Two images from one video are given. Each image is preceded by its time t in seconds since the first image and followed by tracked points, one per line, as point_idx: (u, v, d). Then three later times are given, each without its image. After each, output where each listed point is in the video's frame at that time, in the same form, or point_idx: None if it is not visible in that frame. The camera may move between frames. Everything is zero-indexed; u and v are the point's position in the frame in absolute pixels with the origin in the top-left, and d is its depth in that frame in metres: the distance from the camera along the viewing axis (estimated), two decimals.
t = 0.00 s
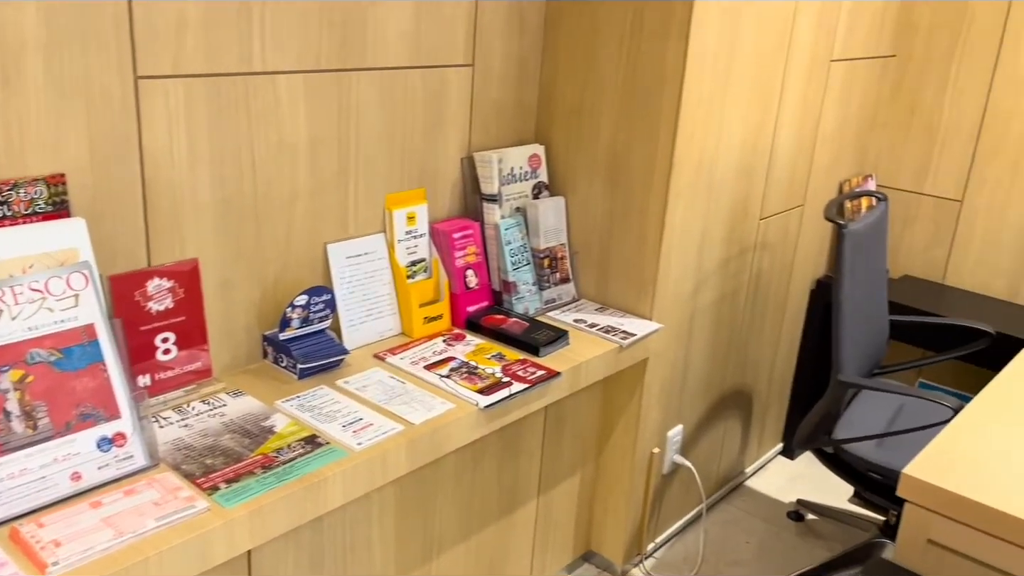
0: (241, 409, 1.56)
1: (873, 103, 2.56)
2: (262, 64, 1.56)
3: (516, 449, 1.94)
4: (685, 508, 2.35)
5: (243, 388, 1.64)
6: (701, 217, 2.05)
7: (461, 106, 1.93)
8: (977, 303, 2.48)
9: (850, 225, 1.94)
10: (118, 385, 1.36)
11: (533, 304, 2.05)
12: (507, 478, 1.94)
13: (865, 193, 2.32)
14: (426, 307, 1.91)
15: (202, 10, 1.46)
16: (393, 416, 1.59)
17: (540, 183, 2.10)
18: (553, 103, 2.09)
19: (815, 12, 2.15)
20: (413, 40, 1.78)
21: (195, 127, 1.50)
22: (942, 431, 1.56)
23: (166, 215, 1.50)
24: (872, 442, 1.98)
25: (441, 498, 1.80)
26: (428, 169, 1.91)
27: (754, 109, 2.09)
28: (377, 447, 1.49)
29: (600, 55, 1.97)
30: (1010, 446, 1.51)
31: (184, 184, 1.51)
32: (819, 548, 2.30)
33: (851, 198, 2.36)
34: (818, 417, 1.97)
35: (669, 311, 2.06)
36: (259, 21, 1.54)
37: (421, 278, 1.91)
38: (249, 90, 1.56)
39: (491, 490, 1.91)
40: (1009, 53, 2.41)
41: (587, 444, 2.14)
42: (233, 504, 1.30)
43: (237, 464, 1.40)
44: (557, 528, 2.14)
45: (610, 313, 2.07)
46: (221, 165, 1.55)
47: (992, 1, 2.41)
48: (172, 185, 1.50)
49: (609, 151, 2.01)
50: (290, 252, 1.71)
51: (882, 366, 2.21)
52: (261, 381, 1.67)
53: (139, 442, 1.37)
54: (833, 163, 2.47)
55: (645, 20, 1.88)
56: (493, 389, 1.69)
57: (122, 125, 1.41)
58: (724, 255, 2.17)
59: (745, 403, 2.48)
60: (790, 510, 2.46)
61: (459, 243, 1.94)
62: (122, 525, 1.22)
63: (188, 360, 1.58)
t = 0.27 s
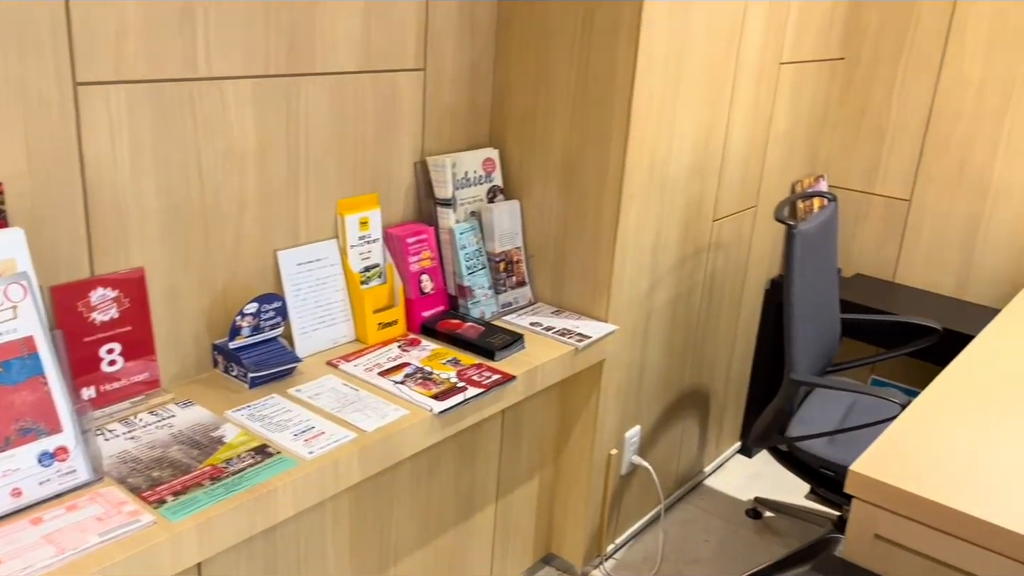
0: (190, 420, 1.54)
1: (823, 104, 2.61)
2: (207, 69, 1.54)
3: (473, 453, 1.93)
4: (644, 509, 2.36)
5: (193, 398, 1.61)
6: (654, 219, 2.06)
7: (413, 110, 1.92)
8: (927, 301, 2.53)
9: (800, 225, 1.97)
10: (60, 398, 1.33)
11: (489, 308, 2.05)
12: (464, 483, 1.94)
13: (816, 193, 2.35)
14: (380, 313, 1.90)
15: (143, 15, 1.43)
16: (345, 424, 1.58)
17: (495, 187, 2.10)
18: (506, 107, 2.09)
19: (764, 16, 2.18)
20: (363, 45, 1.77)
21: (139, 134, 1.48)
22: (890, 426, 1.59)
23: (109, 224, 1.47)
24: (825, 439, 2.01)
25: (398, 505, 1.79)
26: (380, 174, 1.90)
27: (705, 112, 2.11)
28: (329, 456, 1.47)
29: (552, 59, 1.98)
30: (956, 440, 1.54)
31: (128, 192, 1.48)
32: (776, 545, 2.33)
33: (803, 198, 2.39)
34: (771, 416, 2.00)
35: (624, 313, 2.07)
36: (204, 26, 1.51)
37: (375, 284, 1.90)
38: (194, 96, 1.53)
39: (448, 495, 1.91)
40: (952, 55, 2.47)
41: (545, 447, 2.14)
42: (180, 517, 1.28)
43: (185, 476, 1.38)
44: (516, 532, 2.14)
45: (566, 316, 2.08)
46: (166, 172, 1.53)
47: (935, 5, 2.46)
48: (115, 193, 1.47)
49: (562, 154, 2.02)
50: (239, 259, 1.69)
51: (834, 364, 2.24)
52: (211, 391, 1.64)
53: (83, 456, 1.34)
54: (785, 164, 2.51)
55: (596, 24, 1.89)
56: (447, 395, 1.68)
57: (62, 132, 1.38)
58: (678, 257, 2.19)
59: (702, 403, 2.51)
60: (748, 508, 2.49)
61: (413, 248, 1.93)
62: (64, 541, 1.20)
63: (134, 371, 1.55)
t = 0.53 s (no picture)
0: (138, 431, 1.51)
1: (775, 106, 2.64)
2: (152, 74, 1.51)
3: (431, 458, 1.93)
4: (605, 509, 2.38)
5: (142, 409, 1.59)
6: (609, 221, 2.08)
7: (366, 114, 1.91)
8: (879, 298, 2.57)
9: (751, 226, 1.99)
10: None
11: (446, 312, 2.04)
12: (422, 488, 1.93)
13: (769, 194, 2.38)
14: (335, 319, 1.88)
15: (83, 19, 1.40)
16: (298, 431, 1.56)
17: (450, 190, 2.09)
18: (460, 110, 2.09)
19: (714, 19, 2.21)
20: (313, 49, 1.76)
21: (81, 140, 1.44)
22: (840, 423, 1.61)
23: (51, 232, 1.44)
24: (779, 437, 2.04)
25: (355, 512, 1.78)
26: (333, 178, 1.88)
27: (658, 114, 2.13)
28: (281, 464, 1.45)
29: (506, 63, 1.98)
30: (903, 434, 1.57)
31: (70, 200, 1.45)
32: (735, 542, 2.36)
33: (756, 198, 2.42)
34: (727, 414, 2.02)
35: (581, 315, 2.08)
36: (147, 30, 1.49)
37: (329, 289, 1.88)
38: (138, 101, 1.51)
39: (406, 501, 1.90)
40: (899, 57, 2.52)
41: (504, 450, 2.14)
42: (126, 530, 1.26)
43: (132, 488, 1.36)
44: (476, 536, 2.14)
45: (523, 319, 2.08)
46: (110, 179, 1.50)
47: (882, 8, 2.51)
48: (56, 201, 1.44)
49: (517, 157, 2.02)
50: (189, 266, 1.66)
51: (788, 362, 2.27)
52: (160, 401, 1.62)
53: (25, 470, 1.31)
54: (738, 166, 2.54)
55: (547, 27, 1.89)
56: (402, 400, 1.68)
57: None
58: (634, 258, 2.21)
59: (661, 403, 2.52)
60: (708, 506, 2.51)
61: (367, 252, 1.91)
62: (4, 558, 1.17)
63: (80, 382, 1.52)
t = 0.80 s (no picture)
0: (85, 443, 1.48)
1: (730, 108, 2.67)
2: (95, 79, 1.48)
3: (389, 464, 1.91)
4: (566, 511, 2.38)
5: (89, 421, 1.55)
6: (566, 223, 2.08)
7: (319, 118, 1.90)
8: (834, 296, 2.61)
9: (705, 227, 2.01)
10: None
11: (403, 316, 2.03)
12: (381, 494, 1.92)
13: (724, 195, 2.41)
14: (289, 325, 1.86)
15: (22, 23, 1.37)
16: (251, 440, 1.54)
17: (406, 194, 2.08)
18: (416, 114, 2.08)
19: (667, 22, 2.22)
20: (262, 53, 1.74)
21: (21, 147, 1.41)
22: (792, 420, 1.63)
23: None
24: (736, 435, 2.06)
25: (312, 520, 1.76)
26: (286, 183, 1.86)
27: (613, 117, 2.14)
28: (232, 474, 1.44)
29: (460, 66, 1.98)
30: (853, 430, 1.59)
31: (10, 208, 1.42)
32: (696, 540, 2.37)
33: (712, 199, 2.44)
34: (684, 414, 2.03)
35: (539, 318, 2.08)
36: (89, 33, 1.46)
37: (283, 295, 1.86)
38: (81, 106, 1.47)
39: (364, 508, 1.88)
40: (850, 59, 2.56)
41: (464, 454, 2.13)
42: (71, 545, 1.23)
43: (78, 502, 1.33)
44: (437, 541, 2.13)
45: (482, 322, 2.07)
46: (53, 186, 1.47)
47: (832, 11, 2.55)
48: None
49: (472, 161, 2.02)
50: (137, 274, 1.63)
51: (745, 360, 2.30)
52: (109, 412, 1.58)
53: None
54: (694, 167, 2.56)
55: (500, 30, 1.89)
56: (357, 407, 1.66)
57: None
58: (591, 260, 2.21)
59: (621, 404, 2.54)
60: (669, 505, 2.52)
61: (321, 257, 1.89)
62: None
63: (24, 394, 1.48)
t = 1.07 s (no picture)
0: (33, 454, 1.45)
1: (688, 109, 2.70)
2: (40, 81, 1.45)
3: (349, 470, 1.90)
4: (530, 512, 2.38)
5: (38, 432, 1.52)
6: (525, 225, 2.08)
7: (273, 121, 1.88)
8: (791, 295, 2.65)
9: (662, 228, 2.03)
10: None
11: (362, 320, 2.02)
12: (341, 500, 1.90)
13: (683, 196, 2.43)
14: (245, 331, 1.84)
15: None
16: (205, 448, 1.52)
17: (364, 197, 2.07)
18: (372, 116, 2.07)
19: (623, 24, 2.24)
20: (214, 55, 1.71)
21: None
22: (749, 418, 1.65)
23: None
24: (696, 433, 2.08)
25: (270, 528, 1.74)
26: (240, 187, 1.84)
27: (571, 118, 2.15)
28: (186, 483, 1.41)
29: (416, 68, 1.97)
30: (808, 426, 1.61)
31: None
32: (659, 538, 2.39)
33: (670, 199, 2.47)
34: (644, 413, 2.05)
35: (499, 319, 2.08)
36: (32, 35, 1.42)
37: (239, 301, 1.84)
38: (26, 110, 1.44)
39: (325, 514, 1.86)
40: (804, 60, 2.59)
41: (426, 458, 2.12)
42: (17, 559, 1.20)
43: (25, 515, 1.30)
44: (400, 546, 2.11)
45: (441, 325, 2.07)
46: None
47: (786, 13, 2.59)
48: None
49: (430, 163, 2.01)
50: (86, 281, 1.60)
51: (705, 359, 2.32)
52: (58, 423, 1.55)
53: None
54: (653, 168, 2.58)
55: (456, 32, 1.89)
56: (314, 412, 1.65)
57: None
58: (551, 261, 2.22)
59: (583, 404, 2.55)
60: (632, 504, 2.54)
61: (278, 262, 1.87)
62: None
63: None
